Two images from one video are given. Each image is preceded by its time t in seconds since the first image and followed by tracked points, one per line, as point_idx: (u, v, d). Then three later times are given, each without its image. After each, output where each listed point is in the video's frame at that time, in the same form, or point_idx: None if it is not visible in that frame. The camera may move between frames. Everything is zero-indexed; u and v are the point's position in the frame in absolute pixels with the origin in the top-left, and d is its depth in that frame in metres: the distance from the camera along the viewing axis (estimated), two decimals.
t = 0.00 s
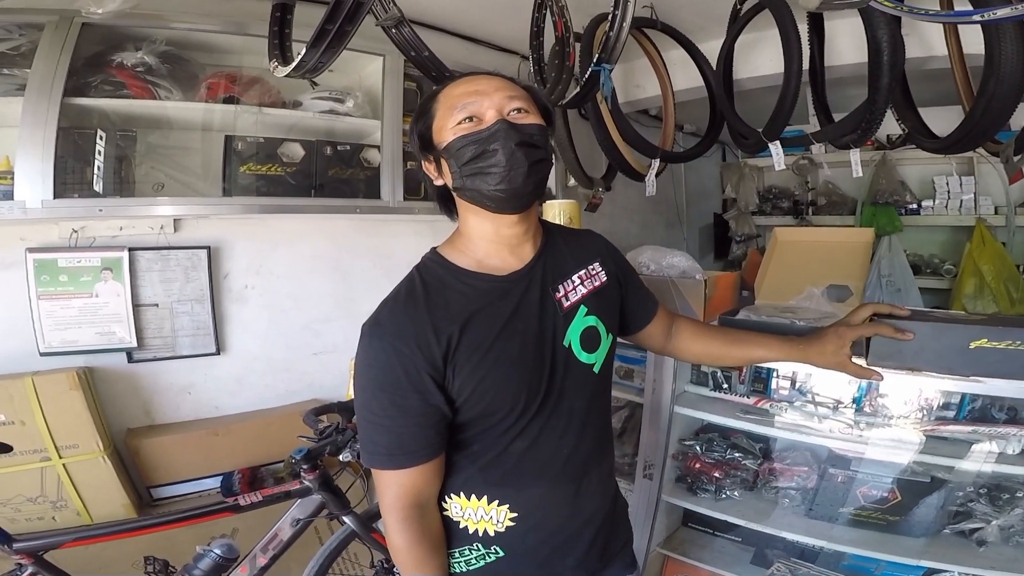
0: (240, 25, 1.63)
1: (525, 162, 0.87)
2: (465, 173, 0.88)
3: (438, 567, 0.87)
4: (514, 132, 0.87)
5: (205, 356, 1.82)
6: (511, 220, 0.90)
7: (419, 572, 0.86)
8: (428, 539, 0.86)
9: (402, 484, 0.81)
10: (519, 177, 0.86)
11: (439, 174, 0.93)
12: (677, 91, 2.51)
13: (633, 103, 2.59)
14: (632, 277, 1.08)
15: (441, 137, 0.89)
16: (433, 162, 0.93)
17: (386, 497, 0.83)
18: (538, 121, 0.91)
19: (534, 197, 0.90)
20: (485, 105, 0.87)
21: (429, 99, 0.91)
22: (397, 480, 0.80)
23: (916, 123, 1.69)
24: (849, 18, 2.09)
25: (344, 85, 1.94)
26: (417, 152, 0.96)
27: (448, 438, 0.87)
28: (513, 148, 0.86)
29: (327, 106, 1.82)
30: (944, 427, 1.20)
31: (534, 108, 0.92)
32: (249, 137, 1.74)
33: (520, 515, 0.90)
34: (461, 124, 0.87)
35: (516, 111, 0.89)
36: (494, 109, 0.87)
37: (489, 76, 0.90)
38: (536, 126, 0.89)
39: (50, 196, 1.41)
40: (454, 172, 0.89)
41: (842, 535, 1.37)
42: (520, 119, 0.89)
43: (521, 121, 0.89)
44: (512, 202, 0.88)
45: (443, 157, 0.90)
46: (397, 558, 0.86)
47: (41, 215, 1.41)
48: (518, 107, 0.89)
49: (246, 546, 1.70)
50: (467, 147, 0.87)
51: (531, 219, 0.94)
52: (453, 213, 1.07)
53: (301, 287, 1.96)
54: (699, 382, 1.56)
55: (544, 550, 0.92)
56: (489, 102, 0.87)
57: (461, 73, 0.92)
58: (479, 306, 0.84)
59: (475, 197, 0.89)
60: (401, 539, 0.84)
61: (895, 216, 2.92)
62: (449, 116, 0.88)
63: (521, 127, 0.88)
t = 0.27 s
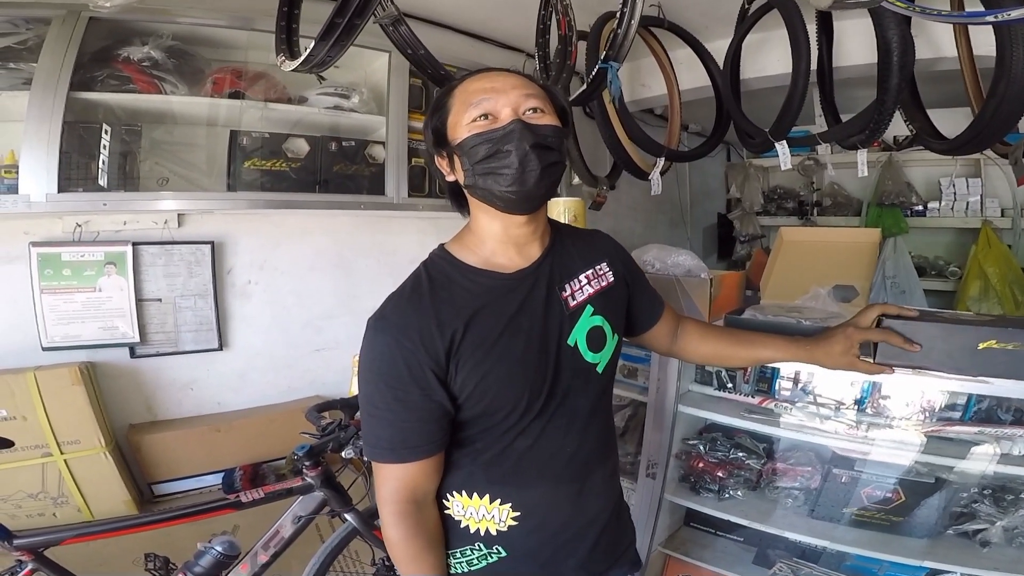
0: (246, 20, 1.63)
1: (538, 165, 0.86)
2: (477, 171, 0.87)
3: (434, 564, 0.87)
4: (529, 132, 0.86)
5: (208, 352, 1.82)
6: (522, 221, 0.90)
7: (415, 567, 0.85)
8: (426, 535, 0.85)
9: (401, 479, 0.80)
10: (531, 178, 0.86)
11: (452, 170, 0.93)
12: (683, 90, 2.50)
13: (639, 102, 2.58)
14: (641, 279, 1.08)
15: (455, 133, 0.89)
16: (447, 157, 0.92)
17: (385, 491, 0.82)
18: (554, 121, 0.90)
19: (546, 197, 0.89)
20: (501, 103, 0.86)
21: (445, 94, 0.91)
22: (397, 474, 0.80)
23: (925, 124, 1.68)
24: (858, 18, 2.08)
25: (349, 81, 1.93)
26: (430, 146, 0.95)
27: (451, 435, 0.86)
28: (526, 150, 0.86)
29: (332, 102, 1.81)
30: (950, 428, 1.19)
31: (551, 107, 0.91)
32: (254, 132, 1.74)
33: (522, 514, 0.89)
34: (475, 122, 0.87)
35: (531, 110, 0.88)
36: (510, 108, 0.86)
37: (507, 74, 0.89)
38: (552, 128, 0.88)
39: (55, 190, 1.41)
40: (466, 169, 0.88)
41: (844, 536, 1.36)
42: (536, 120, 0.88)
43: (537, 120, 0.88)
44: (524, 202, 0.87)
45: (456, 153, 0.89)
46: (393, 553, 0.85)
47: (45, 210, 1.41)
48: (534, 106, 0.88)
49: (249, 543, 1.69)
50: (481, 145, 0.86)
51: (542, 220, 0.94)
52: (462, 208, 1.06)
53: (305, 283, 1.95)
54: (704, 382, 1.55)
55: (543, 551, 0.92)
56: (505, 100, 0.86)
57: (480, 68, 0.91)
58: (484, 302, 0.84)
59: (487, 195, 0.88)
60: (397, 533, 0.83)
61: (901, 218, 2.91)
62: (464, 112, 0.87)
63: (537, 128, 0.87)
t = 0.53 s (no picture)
0: (247, 19, 1.63)
1: (537, 164, 0.86)
2: (478, 171, 0.87)
3: (442, 564, 0.87)
4: (528, 132, 0.86)
5: (209, 350, 1.82)
6: (523, 219, 0.90)
7: (422, 569, 0.85)
8: (432, 533, 0.85)
9: (408, 476, 0.80)
10: (531, 177, 0.86)
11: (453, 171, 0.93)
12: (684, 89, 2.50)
13: (640, 100, 2.58)
14: (638, 275, 1.08)
15: (455, 135, 0.89)
16: (447, 159, 0.92)
17: (391, 491, 0.82)
18: (551, 121, 0.90)
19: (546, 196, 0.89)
20: (500, 105, 0.86)
21: (444, 96, 0.91)
22: (403, 472, 0.80)
23: (927, 122, 1.68)
24: (860, 16, 2.08)
25: (350, 80, 1.93)
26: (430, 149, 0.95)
27: (455, 431, 0.86)
28: (526, 149, 0.86)
29: (333, 100, 1.82)
30: (952, 427, 1.19)
31: (548, 108, 0.91)
32: (255, 131, 1.73)
33: (526, 511, 0.89)
34: (475, 123, 0.87)
35: (530, 111, 0.88)
36: (509, 109, 0.86)
37: (504, 76, 0.89)
38: (549, 128, 0.88)
39: (56, 189, 1.41)
40: (467, 170, 0.88)
41: (847, 535, 1.36)
42: (534, 120, 0.88)
43: (535, 121, 0.88)
44: (524, 201, 0.87)
45: (457, 155, 0.89)
46: (400, 552, 0.85)
47: (47, 208, 1.41)
48: (532, 107, 0.88)
49: (249, 542, 1.69)
50: (481, 145, 0.86)
51: (542, 218, 0.93)
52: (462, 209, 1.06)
53: (306, 282, 1.95)
54: (705, 380, 1.55)
55: (548, 550, 0.92)
56: (505, 102, 0.86)
57: (478, 71, 0.91)
58: (487, 298, 0.84)
59: (487, 194, 0.88)
60: (405, 533, 0.83)
61: (902, 216, 2.89)
62: (463, 114, 0.87)
63: (536, 128, 0.87)
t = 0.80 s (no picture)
0: (247, 23, 1.64)
1: (533, 173, 0.87)
2: (475, 181, 0.88)
3: (442, 562, 0.87)
4: (523, 141, 0.86)
5: (210, 354, 1.82)
6: (520, 227, 0.90)
7: (422, 566, 0.85)
8: (432, 534, 0.86)
9: (408, 479, 0.81)
10: (527, 186, 0.86)
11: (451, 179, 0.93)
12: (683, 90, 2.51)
13: (639, 103, 2.58)
14: (637, 279, 1.08)
15: (452, 144, 0.89)
16: (445, 167, 0.93)
17: (392, 492, 0.83)
18: (547, 129, 0.90)
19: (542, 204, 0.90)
20: (496, 114, 0.87)
21: (441, 104, 0.91)
22: (403, 475, 0.81)
23: (924, 124, 1.69)
24: (856, 18, 2.08)
25: (350, 84, 1.94)
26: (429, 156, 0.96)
27: (454, 435, 0.87)
28: (521, 158, 0.86)
29: (334, 105, 1.82)
30: (949, 429, 1.19)
31: (544, 115, 0.91)
32: (255, 135, 1.74)
33: (521, 510, 0.90)
34: (471, 132, 0.87)
35: (525, 119, 0.88)
36: (504, 117, 0.87)
37: (500, 83, 0.89)
38: (544, 135, 0.88)
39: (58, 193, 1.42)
40: (464, 179, 0.89)
41: (847, 536, 1.37)
42: (529, 128, 0.88)
43: (531, 129, 0.88)
44: (521, 210, 0.88)
45: (454, 164, 0.90)
46: (400, 553, 0.86)
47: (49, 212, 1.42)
48: (528, 115, 0.88)
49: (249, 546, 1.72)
50: (478, 155, 0.87)
51: (539, 225, 0.94)
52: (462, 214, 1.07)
53: (306, 285, 1.96)
54: (703, 384, 1.56)
55: (543, 547, 0.92)
56: (500, 111, 0.87)
57: (474, 78, 0.91)
58: (486, 304, 0.84)
59: (485, 203, 0.89)
60: (406, 533, 0.84)
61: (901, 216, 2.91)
62: (459, 123, 0.87)
63: (532, 136, 0.87)
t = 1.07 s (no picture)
0: (248, 25, 1.65)
1: (530, 179, 0.87)
2: (470, 185, 0.88)
3: (440, 562, 0.88)
4: (520, 146, 0.87)
5: (212, 355, 1.83)
6: (516, 232, 0.90)
7: (421, 566, 0.86)
8: (429, 535, 0.87)
9: (405, 483, 0.81)
10: (523, 192, 0.87)
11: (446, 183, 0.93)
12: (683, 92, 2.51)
13: (639, 104, 2.59)
14: (631, 279, 1.09)
15: (447, 147, 0.89)
16: (440, 170, 0.93)
17: (388, 495, 0.83)
18: (544, 133, 0.90)
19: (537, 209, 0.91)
20: (492, 117, 0.87)
21: (436, 106, 0.91)
22: (400, 479, 0.81)
23: (924, 126, 1.69)
24: (857, 21, 2.09)
25: (351, 86, 1.95)
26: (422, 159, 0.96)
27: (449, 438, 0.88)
28: (517, 163, 0.87)
29: (334, 107, 1.85)
30: (948, 431, 1.19)
31: (541, 118, 0.92)
32: (256, 137, 1.75)
33: (517, 508, 0.90)
34: (467, 136, 0.87)
35: (522, 123, 0.89)
36: (500, 121, 0.87)
37: (496, 86, 0.90)
38: (541, 139, 0.89)
39: (60, 195, 1.42)
40: (459, 183, 0.89)
41: (846, 537, 1.37)
42: (526, 132, 0.89)
43: (527, 133, 0.89)
44: (516, 215, 0.88)
45: (449, 167, 0.90)
46: (398, 554, 0.87)
47: (51, 214, 1.42)
48: (524, 118, 0.89)
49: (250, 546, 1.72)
50: (473, 159, 0.87)
51: (533, 229, 0.94)
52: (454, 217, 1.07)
53: (307, 287, 1.97)
54: (703, 385, 1.56)
55: (539, 540, 0.93)
56: (496, 114, 0.87)
57: (469, 80, 0.91)
58: (481, 310, 0.85)
59: (480, 208, 0.89)
60: (405, 533, 0.84)
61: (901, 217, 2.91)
62: (455, 126, 0.88)
63: (528, 141, 0.88)
